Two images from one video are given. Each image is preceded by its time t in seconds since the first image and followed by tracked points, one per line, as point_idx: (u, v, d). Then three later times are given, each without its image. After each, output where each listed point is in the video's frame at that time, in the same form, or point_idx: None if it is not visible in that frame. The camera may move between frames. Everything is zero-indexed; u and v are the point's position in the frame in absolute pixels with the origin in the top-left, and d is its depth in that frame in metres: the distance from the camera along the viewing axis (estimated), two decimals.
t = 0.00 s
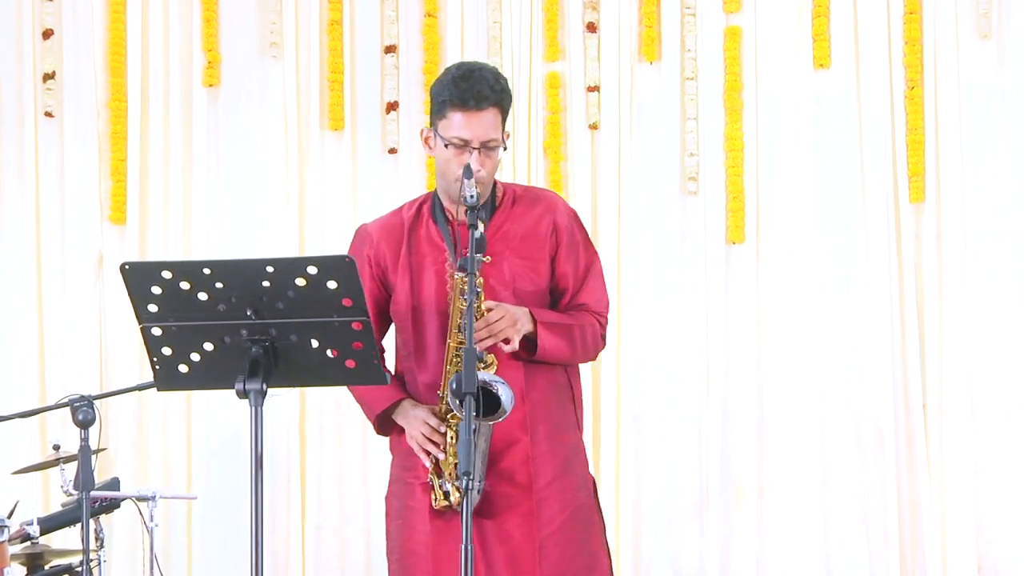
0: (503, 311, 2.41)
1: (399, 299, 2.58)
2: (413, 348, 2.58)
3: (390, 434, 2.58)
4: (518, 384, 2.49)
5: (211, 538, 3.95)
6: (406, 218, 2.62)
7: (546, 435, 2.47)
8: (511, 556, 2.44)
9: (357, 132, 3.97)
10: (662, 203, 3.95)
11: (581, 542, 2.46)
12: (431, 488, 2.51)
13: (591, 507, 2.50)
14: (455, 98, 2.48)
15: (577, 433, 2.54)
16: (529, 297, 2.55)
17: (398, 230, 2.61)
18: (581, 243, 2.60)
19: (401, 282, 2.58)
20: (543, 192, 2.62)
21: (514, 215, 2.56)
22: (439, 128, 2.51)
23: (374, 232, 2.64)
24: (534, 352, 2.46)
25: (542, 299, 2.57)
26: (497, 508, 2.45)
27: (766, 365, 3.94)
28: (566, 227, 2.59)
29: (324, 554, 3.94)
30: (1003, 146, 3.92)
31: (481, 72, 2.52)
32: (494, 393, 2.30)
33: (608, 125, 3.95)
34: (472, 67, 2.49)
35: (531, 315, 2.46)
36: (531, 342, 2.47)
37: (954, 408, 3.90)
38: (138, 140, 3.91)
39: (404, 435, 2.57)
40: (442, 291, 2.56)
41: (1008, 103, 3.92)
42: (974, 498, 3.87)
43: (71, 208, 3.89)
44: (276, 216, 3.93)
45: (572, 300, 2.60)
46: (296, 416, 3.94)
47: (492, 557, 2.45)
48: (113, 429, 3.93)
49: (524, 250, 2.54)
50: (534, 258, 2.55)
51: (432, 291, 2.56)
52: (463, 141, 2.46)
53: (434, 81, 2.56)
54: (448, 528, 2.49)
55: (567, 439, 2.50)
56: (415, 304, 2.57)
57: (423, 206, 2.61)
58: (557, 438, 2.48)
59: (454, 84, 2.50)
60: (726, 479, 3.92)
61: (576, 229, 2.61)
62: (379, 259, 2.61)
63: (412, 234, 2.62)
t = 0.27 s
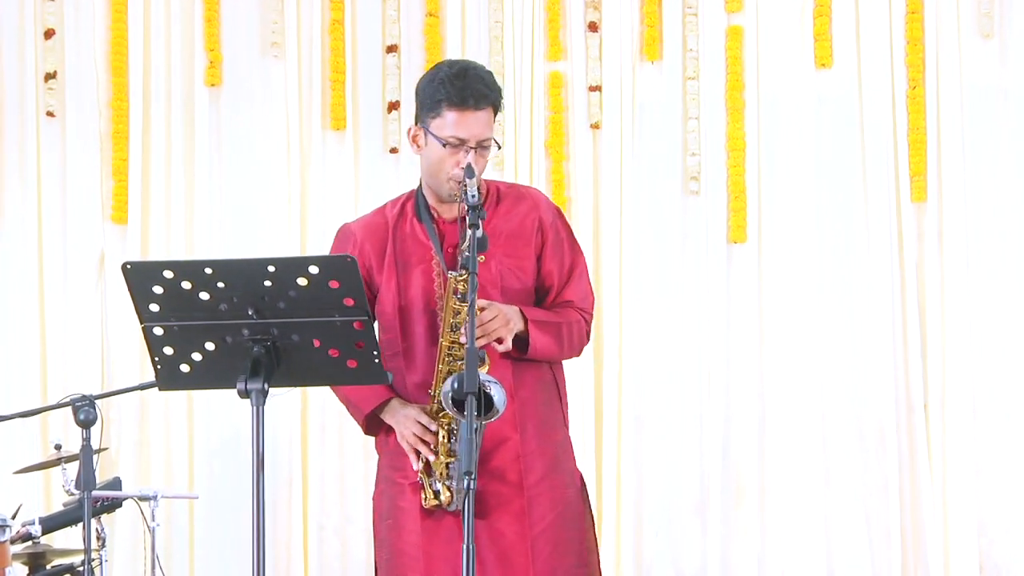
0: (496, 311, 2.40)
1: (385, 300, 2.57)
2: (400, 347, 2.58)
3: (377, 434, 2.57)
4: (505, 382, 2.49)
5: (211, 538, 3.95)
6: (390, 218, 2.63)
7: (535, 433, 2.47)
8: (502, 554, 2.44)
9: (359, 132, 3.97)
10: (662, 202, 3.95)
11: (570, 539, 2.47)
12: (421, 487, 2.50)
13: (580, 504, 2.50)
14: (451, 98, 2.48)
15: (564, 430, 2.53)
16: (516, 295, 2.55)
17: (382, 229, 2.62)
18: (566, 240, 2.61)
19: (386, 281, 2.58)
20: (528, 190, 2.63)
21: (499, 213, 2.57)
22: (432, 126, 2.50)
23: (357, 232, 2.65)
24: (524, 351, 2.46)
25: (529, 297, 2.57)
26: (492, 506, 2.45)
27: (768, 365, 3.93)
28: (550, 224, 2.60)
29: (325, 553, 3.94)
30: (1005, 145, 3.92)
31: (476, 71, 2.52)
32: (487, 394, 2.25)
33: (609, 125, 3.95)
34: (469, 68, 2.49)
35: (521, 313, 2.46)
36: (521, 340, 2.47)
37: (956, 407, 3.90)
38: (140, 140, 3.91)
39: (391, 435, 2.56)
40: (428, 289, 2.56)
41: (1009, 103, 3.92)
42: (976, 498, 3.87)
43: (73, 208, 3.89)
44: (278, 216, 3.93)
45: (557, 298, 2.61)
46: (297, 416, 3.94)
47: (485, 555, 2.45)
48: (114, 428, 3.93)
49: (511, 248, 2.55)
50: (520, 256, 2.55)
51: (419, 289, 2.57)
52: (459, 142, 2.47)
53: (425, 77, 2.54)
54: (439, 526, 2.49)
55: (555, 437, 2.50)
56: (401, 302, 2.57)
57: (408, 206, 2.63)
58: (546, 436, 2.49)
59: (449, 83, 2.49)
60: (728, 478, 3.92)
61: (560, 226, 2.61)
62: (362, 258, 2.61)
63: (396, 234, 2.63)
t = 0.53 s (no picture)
0: (493, 311, 2.40)
1: (379, 301, 2.55)
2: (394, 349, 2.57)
3: (371, 435, 2.57)
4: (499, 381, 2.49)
5: (211, 538, 3.95)
6: (383, 218, 2.63)
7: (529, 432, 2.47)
8: (499, 554, 2.44)
9: (360, 132, 3.97)
10: (663, 202, 3.95)
11: (566, 538, 2.47)
12: (417, 487, 2.50)
13: (575, 502, 2.50)
14: (443, 99, 2.48)
15: (559, 429, 2.53)
16: (510, 294, 2.55)
17: (375, 229, 2.61)
18: (559, 239, 2.61)
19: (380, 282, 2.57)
20: (520, 190, 2.63)
21: (492, 213, 2.57)
22: (424, 127, 2.51)
23: (351, 232, 2.64)
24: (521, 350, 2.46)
25: (522, 296, 2.57)
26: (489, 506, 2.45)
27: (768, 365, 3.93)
28: (543, 224, 2.60)
29: (325, 553, 3.94)
30: (1005, 145, 3.93)
31: (468, 72, 2.52)
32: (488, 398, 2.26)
33: (610, 125, 3.95)
34: (460, 69, 2.48)
35: (517, 312, 2.46)
36: (516, 340, 2.47)
37: (956, 407, 3.90)
38: (142, 141, 3.91)
39: (386, 436, 2.56)
40: (422, 289, 2.56)
41: (1009, 103, 3.92)
42: (977, 498, 3.88)
43: (74, 209, 3.89)
44: (279, 216, 3.93)
45: (551, 296, 2.61)
46: (298, 416, 3.94)
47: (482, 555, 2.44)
48: (115, 428, 3.93)
49: (505, 247, 2.54)
50: (513, 254, 2.55)
51: (413, 290, 2.56)
52: (452, 143, 2.48)
53: (417, 77, 2.55)
54: (435, 525, 2.49)
55: (550, 436, 2.50)
56: (395, 303, 2.57)
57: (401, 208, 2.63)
58: (541, 435, 2.49)
59: (441, 84, 2.49)
60: (728, 479, 3.92)
61: (552, 225, 2.62)
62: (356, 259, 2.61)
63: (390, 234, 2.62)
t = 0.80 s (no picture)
0: (494, 311, 2.40)
1: (381, 302, 2.56)
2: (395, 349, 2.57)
3: (373, 436, 2.57)
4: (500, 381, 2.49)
5: (214, 538, 3.95)
6: (383, 218, 2.63)
7: (530, 432, 2.47)
8: (501, 553, 2.44)
9: (363, 132, 3.97)
10: (666, 202, 3.95)
11: (567, 537, 2.47)
12: (418, 487, 2.50)
13: (576, 502, 2.50)
14: (448, 99, 2.48)
15: (559, 428, 2.53)
16: (511, 294, 2.55)
17: (376, 230, 2.61)
18: (559, 238, 2.61)
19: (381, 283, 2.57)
20: (520, 189, 2.63)
21: (493, 212, 2.57)
22: (426, 128, 2.50)
23: (350, 233, 2.64)
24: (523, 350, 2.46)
25: (524, 296, 2.57)
26: (491, 506, 2.45)
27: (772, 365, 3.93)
28: (543, 223, 2.60)
29: (328, 553, 3.94)
30: (1007, 145, 3.93)
31: (471, 73, 2.52)
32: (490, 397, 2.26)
33: (613, 125, 3.95)
34: (464, 70, 2.49)
35: (519, 312, 2.46)
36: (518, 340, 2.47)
37: (959, 407, 3.90)
38: (145, 141, 3.91)
39: (387, 436, 2.57)
40: (423, 289, 2.57)
41: (1012, 103, 3.93)
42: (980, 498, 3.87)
43: (77, 209, 3.89)
44: (282, 216, 3.94)
45: (552, 295, 2.60)
46: (301, 416, 3.94)
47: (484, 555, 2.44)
48: (118, 428, 3.94)
49: (506, 247, 2.54)
50: (514, 254, 2.55)
51: (414, 290, 2.57)
52: (456, 143, 2.48)
53: (418, 78, 2.54)
54: (436, 525, 2.50)
55: (551, 435, 2.50)
56: (396, 303, 2.57)
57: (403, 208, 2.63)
58: (542, 434, 2.49)
59: (445, 85, 2.49)
60: (731, 479, 3.92)
61: (553, 224, 2.62)
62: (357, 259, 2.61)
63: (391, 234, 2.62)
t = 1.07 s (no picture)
0: (501, 304, 2.40)
1: (387, 298, 2.55)
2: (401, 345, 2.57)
3: (380, 433, 2.57)
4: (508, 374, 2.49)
5: (220, 536, 3.95)
6: (388, 215, 2.63)
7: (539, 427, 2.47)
8: (510, 549, 2.44)
9: (369, 132, 3.97)
10: (671, 201, 3.95)
11: (576, 532, 2.47)
12: (428, 483, 2.50)
13: (585, 498, 2.50)
14: (452, 93, 2.48)
15: (567, 423, 2.53)
16: (516, 288, 2.55)
17: (381, 226, 2.61)
18: (564, 233, 2.61)
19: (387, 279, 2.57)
20: (524, 184, 2.63)
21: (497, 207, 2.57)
22: (430, 122, 2.51)
23: (355, 231, 2.64)
24: (528, 345, 2.46)
25: (528, 290, 2.57)
26: (499, 501, 2.45)
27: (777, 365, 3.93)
28: (548, 218, 2.60)
29: (333, 552, 3.94)
30: (1014, 144, 3.93)
31: (477, 67, 2.52)
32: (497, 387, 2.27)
33: (619, 124, 3.95)
34: (470, 64, 2.49)
35: (525, 307, 2.46)
36: (524, 334, 2.47)
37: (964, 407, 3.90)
38: (151, 141, 3.91)
39: (394, 433, 2.57)
40: (429, 285, 2.57)
41: (1018, 103, 3.92)
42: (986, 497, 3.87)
43: (82, 208, 3.89)
44: (287, 215, 3.93)
45: (557, 290, 2.60)
46: (306, 415, 3.94)
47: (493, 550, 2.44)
48: (124, 428, 3.94)
49: (511, 241, 2.55)
50: (518, 248, 2.55)
51: (420, 285, 2.57)
52: (460, 137, 2.48)
53: (425, 72, 2.55)
54: (446, 519, 2.50)
55: (559, 430, 2.50)
56: (402, 299, 2.57)
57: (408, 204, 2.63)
58: (550, 429, 2.49)
59: (449, 78, 2.49)
60: (737, 478, 3.92)
61: (557, 218, 2.61)
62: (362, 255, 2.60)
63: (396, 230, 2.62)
